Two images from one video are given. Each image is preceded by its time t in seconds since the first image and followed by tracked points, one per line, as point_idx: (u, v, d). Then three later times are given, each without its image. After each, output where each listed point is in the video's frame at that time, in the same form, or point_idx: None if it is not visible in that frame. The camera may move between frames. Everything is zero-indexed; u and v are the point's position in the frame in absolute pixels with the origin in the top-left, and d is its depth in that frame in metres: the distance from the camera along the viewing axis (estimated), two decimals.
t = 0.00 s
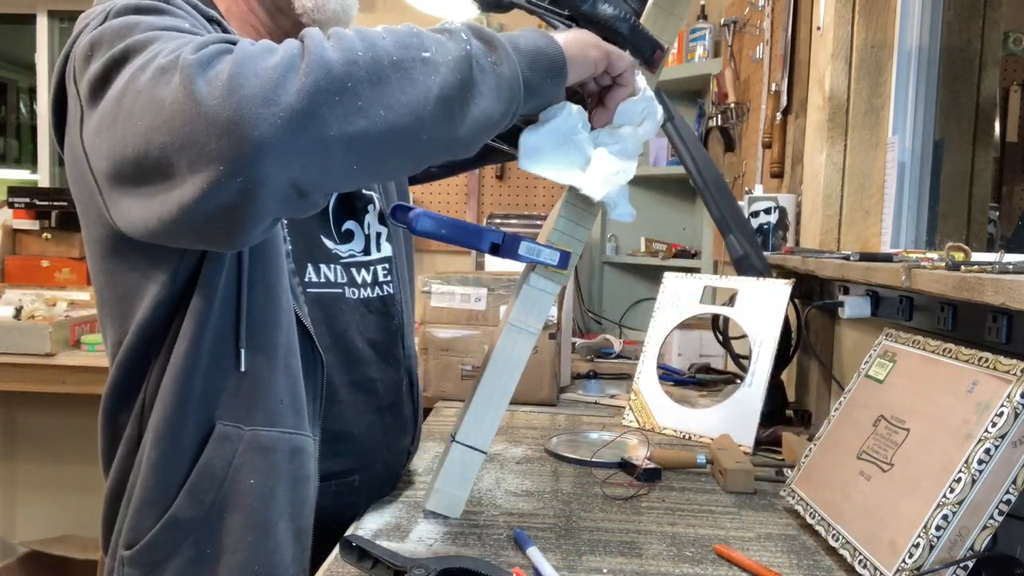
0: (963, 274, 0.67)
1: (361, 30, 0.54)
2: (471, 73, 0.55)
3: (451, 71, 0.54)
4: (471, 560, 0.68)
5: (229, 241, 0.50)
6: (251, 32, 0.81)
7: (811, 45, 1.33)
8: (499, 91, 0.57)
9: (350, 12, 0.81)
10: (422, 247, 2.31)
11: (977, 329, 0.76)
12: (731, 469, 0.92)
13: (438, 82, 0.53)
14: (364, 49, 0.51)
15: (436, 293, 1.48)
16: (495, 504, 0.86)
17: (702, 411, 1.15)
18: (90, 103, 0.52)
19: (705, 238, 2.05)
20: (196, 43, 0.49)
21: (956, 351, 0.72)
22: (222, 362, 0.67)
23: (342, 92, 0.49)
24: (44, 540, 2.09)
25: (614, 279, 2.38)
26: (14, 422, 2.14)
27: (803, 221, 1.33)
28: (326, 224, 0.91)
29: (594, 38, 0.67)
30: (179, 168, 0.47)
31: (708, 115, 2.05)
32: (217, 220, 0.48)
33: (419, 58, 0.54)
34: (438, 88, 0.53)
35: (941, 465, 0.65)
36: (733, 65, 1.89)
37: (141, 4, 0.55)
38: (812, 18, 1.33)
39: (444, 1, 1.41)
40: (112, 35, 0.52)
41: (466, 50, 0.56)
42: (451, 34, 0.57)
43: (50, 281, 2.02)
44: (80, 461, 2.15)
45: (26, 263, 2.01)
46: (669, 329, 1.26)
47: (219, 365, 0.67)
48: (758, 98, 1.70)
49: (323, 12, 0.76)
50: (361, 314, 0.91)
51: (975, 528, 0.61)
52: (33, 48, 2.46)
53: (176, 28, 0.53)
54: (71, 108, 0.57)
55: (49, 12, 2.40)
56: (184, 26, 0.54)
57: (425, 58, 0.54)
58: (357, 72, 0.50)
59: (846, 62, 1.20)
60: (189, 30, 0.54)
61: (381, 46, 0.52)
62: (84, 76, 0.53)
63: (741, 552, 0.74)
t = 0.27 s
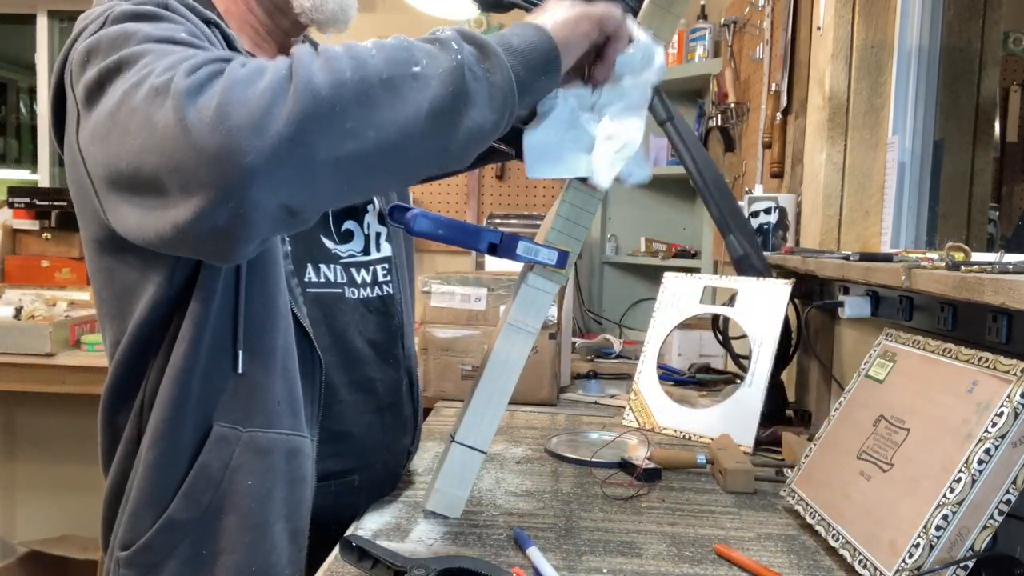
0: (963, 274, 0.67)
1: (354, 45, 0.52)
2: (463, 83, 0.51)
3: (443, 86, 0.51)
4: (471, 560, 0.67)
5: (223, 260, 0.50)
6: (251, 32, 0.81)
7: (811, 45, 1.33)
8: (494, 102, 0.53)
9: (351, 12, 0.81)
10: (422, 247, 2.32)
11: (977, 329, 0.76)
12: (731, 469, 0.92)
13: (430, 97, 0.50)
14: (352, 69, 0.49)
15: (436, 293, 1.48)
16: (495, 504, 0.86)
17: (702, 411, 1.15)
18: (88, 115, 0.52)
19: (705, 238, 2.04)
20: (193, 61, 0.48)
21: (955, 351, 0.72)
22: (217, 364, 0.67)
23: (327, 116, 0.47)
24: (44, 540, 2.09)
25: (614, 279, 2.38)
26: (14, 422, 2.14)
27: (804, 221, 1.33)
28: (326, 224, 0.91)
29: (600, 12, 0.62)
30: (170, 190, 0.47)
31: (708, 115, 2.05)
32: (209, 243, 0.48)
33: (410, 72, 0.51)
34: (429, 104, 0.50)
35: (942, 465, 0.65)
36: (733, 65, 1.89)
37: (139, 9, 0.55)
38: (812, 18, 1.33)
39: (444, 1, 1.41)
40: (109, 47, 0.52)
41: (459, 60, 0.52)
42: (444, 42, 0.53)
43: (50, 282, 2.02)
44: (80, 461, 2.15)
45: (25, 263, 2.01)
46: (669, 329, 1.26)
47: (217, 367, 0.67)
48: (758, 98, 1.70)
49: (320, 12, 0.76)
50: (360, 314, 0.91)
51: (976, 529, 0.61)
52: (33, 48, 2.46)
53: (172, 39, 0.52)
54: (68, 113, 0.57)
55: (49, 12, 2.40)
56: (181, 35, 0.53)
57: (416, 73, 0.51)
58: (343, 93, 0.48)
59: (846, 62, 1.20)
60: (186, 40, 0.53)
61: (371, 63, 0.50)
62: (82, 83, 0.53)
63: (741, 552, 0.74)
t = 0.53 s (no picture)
0: (963, 274, 0.67)
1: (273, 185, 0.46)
2: (374, 240, 0.45)
3: (345, 249, 0.44)
4: (471, 560, 0.67)
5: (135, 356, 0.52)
6: (250, 33, 0.81)
7: (810, 45, 1.33)
8: (412, 264, 0.46)
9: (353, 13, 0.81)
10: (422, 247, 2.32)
11: (977, 329, 0.76)
12: (731, 469, 0.92)
13: (330, 264, 0.45)
14: (245, 230, 0.44)
15: (436, 293, 1.48)
16: (495, 505, 0.86)
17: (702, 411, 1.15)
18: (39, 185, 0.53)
19: (705, 238, 2.04)
20: (97, 175, 0.46)
21: (956, 351, 0.72)
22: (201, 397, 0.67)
23: (209, 286, 0.43)
24: (44, 540, 2.09)
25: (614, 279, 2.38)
26: (14, 422, 2.14)
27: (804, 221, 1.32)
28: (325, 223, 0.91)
29: (591, 130, 0.53)
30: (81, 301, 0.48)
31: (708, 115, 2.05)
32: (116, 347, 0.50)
33: (315, 232, 0.45)
34: (327, 272, 0.45)
35: (941, 465, 0.65)
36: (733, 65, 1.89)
37: (104, 59, 0.54)
38: (812, 18, 1.33)
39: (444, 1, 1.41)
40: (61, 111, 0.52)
41: (373, 220, 0.45)
42: (367, 189, 0.45)
43: (50, 281, 2.02)
44: (79, 461, 2.15)
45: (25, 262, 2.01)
46: (669, 329, 1.26)
47: (201, 399, 0.67)
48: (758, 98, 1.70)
49: (322, 14, 0.77)
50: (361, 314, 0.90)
51: (976, 529, 0.61)
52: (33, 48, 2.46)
53: (112, 112, 0.50)
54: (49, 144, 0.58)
55: (49, 12, 2.41)
56: (123, 105, 0.51)
57: (320, 233, 0.45)
58: (225, 267, 0.43)
59: (846, 62, 1.20)
60: (129, 113, 0.51)
61: (271, 216, 0.45)
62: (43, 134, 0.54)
63: (741, 552, 0.74)
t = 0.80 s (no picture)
0: (963, 274, 0.67)
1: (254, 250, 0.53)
2: (341, 321, 0.53)
3: (304, 331, 0.52)
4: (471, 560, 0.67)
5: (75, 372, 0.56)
6: (247, 33, 0.81)
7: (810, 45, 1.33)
8: (368, 341, 0.55)
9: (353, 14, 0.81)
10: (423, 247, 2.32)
11: (977, 329, 0.76)
12: (731, 469, 0.92)
13: (292, 338, 0.52)
14: (221, 297, 0.51)
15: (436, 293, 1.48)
16: (495, 504, 0.86)
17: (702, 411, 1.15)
18: (17, 199, 0.57)
19: (705, 237, 2.04)
20: (75, 214, 0.50)
21: (956, 351, 0.72)
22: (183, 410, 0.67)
23: (189, 347, 0.50)
24: (44, 540, 2.09)
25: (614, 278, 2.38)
26: (14, 422, 2.14)
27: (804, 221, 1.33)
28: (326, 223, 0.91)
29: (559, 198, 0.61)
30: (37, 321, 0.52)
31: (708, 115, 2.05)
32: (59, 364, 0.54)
33: (284, 305, 0.52)
34: (293, 342, 0.52)
35: (941, 465, 0.65)
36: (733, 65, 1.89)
37: (93, 77, 0.56)
38: (812, 18, 1.33)
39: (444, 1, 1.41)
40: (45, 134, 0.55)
41: (343, 301, 0.53)
42: (342, 270, 0.54)
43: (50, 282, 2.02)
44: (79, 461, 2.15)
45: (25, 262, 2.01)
46: (669, 329, 1.26)
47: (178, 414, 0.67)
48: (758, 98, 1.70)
49: (320, 15, 0.77)
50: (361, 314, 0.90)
51: (976, 528, 0.61)
52: (33, 48, 2.46)
53: (99, 139, 0.53)
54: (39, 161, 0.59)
55: (49, 12, 2.41)
56: (109, 130, 0.54)
57: (287, 307, 0.52)
58: (192, 335, 0.50)
59: (846, 62, 1.20)
60: (118, 140, 0.54)
61: (247, 285, 0.52)
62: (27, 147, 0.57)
63: (740, 552, 0.74)
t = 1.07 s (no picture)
0: (963, 274, 0.67)
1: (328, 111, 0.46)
2: (442, 159, 0.45)
3: (408, 171, 0.45)
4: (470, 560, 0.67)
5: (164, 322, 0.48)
6: (249, 32, 0.81)
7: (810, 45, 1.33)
8: (475, 184, 0.47)
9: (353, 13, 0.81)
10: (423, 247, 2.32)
11: (976, 329, 0.76)
12: (731, 469, 0.92)
13: (394, 185, 0.44)
14: (309, 149, 0.43)
15: (436, 293, 1.48)
16: (495, 504, 0.86)
17: (702, 411, 1.15)
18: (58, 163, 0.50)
19: (705, 237, 2.04)
20: (145, 122, 0.43)
21: (955, 351, 0.72)
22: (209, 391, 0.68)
23: (278, 209, 0.42)
24: (44, 540, 2.09)
25: (614, 279, 2.38)
26: (14, 422, 2.14)
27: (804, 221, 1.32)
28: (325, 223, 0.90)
29: (608, 73, 0.58)
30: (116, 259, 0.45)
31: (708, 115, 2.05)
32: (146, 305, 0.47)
33: (380, 150, 0.44)
34: (395, 191, 0.44)
35: (941, 465, 0.65)
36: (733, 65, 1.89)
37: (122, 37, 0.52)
38: (812, 18, 1.33)
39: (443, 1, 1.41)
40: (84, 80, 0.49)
41: (437, 139, 0.45)
42: (425, 109, 0.46)
43: (50, 281, 2.02)
44: (79, 461, 2.15)
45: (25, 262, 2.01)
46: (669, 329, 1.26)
47: (200, 397, 0.67)
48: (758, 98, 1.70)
49: (320, 15, 0.76)
50: (362, 314, 0.90)
51: (976, 528, 0.61)
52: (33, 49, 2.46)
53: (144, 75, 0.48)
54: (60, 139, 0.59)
55: (49, 13, 2.41)
56: (154, 69, 0.49)
57: (383, 152, 0.44)
58: (293, 187, 0.42)
59: (846, 61, 1.20)
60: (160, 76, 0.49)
61: (333, 136, 0.44)
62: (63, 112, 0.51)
63: (740, 552, 0.74)
